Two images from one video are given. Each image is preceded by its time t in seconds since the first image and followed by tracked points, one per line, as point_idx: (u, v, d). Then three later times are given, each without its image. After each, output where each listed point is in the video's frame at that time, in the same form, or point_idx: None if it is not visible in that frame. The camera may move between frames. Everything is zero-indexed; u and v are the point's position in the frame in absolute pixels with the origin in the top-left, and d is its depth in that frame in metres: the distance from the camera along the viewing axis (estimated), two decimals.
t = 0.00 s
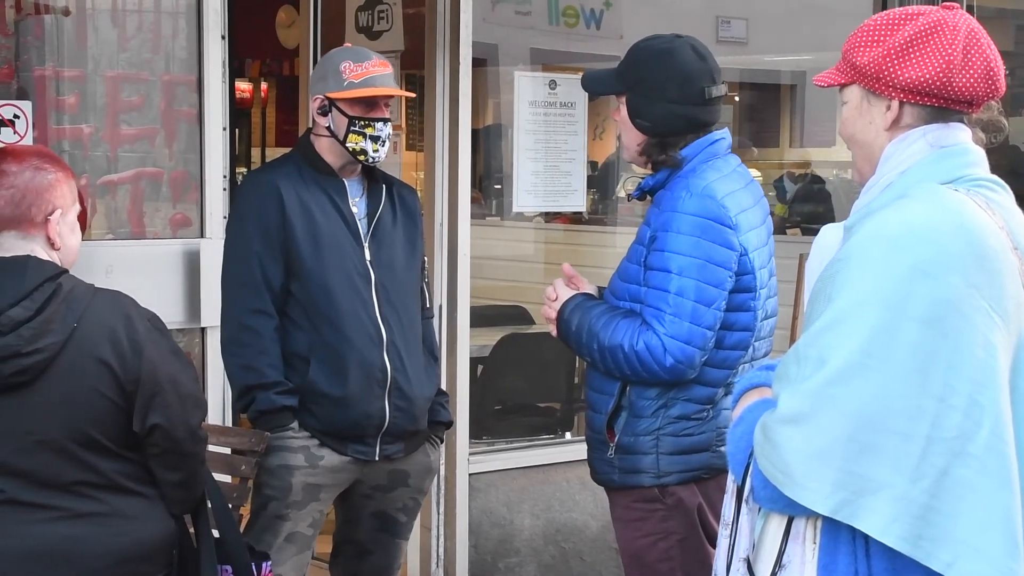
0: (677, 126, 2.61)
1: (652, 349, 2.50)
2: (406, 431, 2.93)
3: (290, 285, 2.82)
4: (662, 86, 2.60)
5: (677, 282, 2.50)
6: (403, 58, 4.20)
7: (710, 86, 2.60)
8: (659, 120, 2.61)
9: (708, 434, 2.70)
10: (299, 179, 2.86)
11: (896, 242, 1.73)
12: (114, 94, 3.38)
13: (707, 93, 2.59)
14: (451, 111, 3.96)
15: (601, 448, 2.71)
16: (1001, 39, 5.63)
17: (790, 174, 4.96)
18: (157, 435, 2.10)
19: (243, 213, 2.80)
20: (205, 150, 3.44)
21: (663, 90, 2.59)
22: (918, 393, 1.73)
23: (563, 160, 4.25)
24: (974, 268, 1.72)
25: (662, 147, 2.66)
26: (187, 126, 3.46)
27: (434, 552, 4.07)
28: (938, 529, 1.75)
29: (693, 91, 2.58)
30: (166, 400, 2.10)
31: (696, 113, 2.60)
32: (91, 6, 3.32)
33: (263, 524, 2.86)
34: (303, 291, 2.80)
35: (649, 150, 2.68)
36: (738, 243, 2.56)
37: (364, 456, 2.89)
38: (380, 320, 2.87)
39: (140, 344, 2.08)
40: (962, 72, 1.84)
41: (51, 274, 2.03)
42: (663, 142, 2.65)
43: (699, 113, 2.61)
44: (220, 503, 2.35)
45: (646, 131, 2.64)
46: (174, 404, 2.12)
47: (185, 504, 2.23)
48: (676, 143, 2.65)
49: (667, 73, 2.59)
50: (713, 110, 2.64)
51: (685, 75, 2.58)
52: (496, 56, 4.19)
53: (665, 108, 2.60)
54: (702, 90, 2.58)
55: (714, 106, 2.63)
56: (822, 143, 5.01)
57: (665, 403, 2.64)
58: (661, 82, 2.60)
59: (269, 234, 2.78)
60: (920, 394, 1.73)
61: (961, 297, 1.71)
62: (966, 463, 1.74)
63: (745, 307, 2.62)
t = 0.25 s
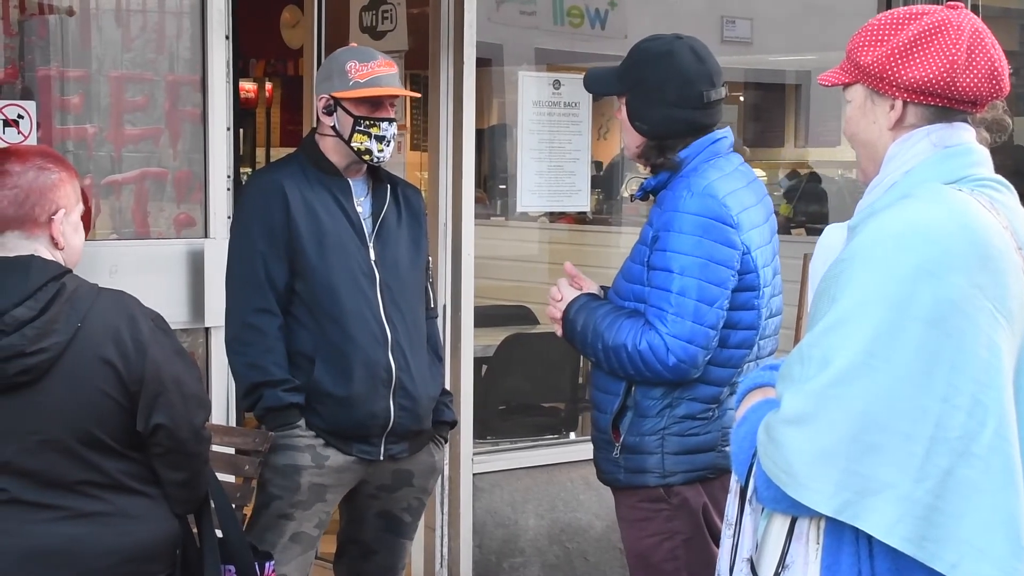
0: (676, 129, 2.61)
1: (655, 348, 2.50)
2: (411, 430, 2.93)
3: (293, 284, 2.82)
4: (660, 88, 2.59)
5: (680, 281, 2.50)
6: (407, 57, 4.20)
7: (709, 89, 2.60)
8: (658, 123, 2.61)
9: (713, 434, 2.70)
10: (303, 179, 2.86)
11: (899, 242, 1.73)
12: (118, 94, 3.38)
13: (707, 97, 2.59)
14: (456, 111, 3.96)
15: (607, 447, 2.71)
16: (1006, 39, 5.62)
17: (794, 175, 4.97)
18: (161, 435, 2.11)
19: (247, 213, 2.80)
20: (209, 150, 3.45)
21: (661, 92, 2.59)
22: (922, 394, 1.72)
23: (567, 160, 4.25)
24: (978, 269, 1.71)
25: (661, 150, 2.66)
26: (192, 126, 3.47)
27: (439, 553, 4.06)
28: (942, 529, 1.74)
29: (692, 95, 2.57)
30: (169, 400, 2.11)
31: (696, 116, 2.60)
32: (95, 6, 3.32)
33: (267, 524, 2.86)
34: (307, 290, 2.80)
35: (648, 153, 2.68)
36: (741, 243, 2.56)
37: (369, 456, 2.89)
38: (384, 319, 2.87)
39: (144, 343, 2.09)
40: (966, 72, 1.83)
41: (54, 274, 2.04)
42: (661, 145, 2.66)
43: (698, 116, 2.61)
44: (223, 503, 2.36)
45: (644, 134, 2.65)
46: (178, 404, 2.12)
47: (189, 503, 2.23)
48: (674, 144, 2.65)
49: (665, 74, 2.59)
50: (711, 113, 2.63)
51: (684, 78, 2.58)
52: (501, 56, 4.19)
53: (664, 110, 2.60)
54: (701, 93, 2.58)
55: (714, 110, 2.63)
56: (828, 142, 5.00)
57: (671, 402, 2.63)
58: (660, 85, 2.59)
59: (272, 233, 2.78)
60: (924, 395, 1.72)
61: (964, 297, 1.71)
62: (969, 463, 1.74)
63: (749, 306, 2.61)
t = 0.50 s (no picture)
0: (676, 131, 2.60)
1: (659, 348, 2.50)
2: (414, 430, 2.93)
3: (297, 284, 2.82)
4: (659, 91, 2.59)
5: (685, 281, 2.50)
6: (411, 57, 4.20)
7: (709, 91, 2.59)
8: (659, 125, 2.61)
9: (718, 434, 2.69)
10: (306, 178, 2.87)
11: (903, 242, 1.72)
12: (121, 93, 3.38)
13: (707, 98, 2.58)
14: (459, 110, 3.96)
15: (612, 447, 2.71)
16: (1011, 38, 5.61)
17: (798, 174, 4.97)
18: (165, 436, 2.11)
19: (250, 213, 2.80)
20: (212, 150, 3.45)
21: (660, 95, 2.59)
22: (925, 394, 1.72)
23: (570, 160, 4.26)
24: (981, 268, 1.71)
25: (662, 152, 2.65)
26: (195, 126, 3.47)
27: (442, 553, 4.06)
28: (945, 530, 1.74)
29: (691, 97, 2.57)
30: (175, 401, 2.11)
31: (696, 118, 2.59)
32: (98, 6, 3.33)
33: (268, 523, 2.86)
34: (310, 290, 2.80)
35: (649, 156, 2.68)
36: (745, 242, 2.55)
37: (372, 455, 2.89)
38: (387, 318, 2.87)
39: (149, 344, 2.09)
40: (970, 72, 1.83)
41: (60, 274, 2.05)
42: (663, 147, 2.65)
43: (699, 118, 2.60)
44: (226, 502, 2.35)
45: (645, 137, 2.64)
46: (183, 404, 2.12)
47: (193, 504, 2.23)
48: (676, 147, 2.64)
49: (664, 77, 2.59)
50: (712, 114, 2.62)
51: (683, 80, 2.57)
52: (505, 56, 4.19)
53: (664, 113, 2.60)
54: (701, 95, 2.57)
55: (715, 111, 2.62)
56: (832, 142, 5.00)
57: (676, 402, 2.63)
58: (659, 87, 2.59)
59: (276, 234, 2.78)
60: (928, 395, 1.72)
61: (968, 297, 1.70)
62: (972, 464, 1.73)
63: (753, 305, 2.61)
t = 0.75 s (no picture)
0: (682, 130, 2.60)
1: (663, 347, 2.50)
2: (415, 430, 2.92)
3: (298, 284, 2.82)
4: (666, 91, 2.59)
5: (688, 281, 2.49)
6: (413, 58, 4.20)
7: (715, 90, 2.58)
8: (665, 125, 2.60)
9: (721, 434, 2.69)
10: (307, 179, 2.87)
11: (905, 242, 1.72)
12: (125, 94, 3.39)
13: (713, 97, 2.58)
14: (462, 110, 3.96)
15: (614, 447, 2.71)
16: (1015, 38, 5.60)
17: (801, 174, 4.97)
18: (172, 434, 2.11)
19: (251, 213, 2.80)
20: (214, 150, 3.45)
21: (667, 95, 2.59)
22: (927, 394, 1.72)
23: (573, 160, 4.25)
24: (983, 268, 1.71)
25: (669, 151, 2.66)
26: (197, 126, 3.47)
27: (445, 553, 4.07)
28: (946, 530, 1.73)
29: (698, 96, 2.57)
30: (182, 400, 2.11)
31: (701, 117, 2.59)
32: (101, 7, 3.33)
33: (269, 524, 2.86)
34: (311, 290, 2.80)
35: (656, 155, 2.68)
36: (749, 242, 2.55)
37: (374, 455, 2.89)
38: (389, 318, 2.87)
39: (157, 342, 2.09)
40: (972, 73, 1.82)
41: (69, 273, 2.05)
42: (669, 147, 2.65)
43: (705, 117, 2.60)
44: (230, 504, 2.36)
45: (651, 136, 2.64)
46: (189, 403, 2.13)
47: (197, 503, 2.23)
48: (683, 146, 2.64)
49: (670, 77, 2.58)
50: (718, 113, 2.63)
51: (689, 79, 2.56)
52: (508, 57, 4.19)
53: (670, 112, 2.59)
54: (707, 94, 2.57)
55: (721, 110, 2.62)
56: (835, 142, 5.00)
57: (678, 402, 2.63)
58: (665, 87, 2.59)
59: (276, 236, 2.79)
60: (929, 396, 1.72)
61: (970, 297, 1.70)
62: (974, 464, 1.73)
63: (756, 306, 2.61)
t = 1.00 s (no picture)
0: (691, 129, 2.59)
1: (668, 348, 2.49)
2: (418, 430, 2.92)
3: (301, 285, 2.82)
4: (676, 90, 2.58)
5: (694, 282, 2.49)
6: (417, 58, 4.20)
7: (725, 90, 2.59)
8: (674, 124, 2.60)
9: (723, 435, 2.68)
10: (310, 179, 2.86)
11: (910, 242, 1.71)
12: (128, 94, 3.39)
13: (723, 97, 2.58)
14: (465, 110, 3.96)
15: (615, 448, 2.70)
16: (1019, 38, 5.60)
17: (805, 174, 4.97)
18: (178, 432, 2.11)
19: (254, 213, 2.80)
20: (218, 151, 3.45)
21: (677, 94, 2.58)
22: (932, 395, 1.71)
23: (576, 160, 4.24)
24: (989, 270, 1.70)
25: (679, 150, 2.64)
26: (200, 126, 3.47)
27: (447, 552, 4.07)
28: (950, 532, 1.73)
29: (708, 96, 2.56)
30: (187, 396, 2.11)
31: (711, 116, 2.59)
32: (104, 7, 3.33)
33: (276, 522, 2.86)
34: (314, 291, 2.80)
35: (665, 153, 2.67)
36: (754, 244, 2.54)
37: (377, 455, 2.89)
38: (392, 318, 2.87)
39: (161, 341, 2.09)
40: (978, 73, 1.82)
41: (73, 274, 2.04)
42: (678, 146, 2.64)
43: (714, 117, 2.59)
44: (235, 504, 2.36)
45: (660, 135, 2.64)
46: (195, 403, 2.13)
47: (202, 502, 2.23)
48: (692, 144, 2.63)
49: (680, 76, 2.57)
50: (727, 113, 2.62)
51: (700, 79, 2.56)
52: (512, 57, 4.18)
53: (680, 112, 2.58)
54: (718, 94, 2.57)
55: (729, 110, 2.62)
56: (838, 143, 5.00)
57: (681, 403, 2.62)
58: (675, 86, 2.58)
59: (279, 237, 2.78)
60: (934, 397, 1.71)
61: (975, 298, 1.69)
62: (978, 466, 1.72)
63: (761, 307, 2.60)
